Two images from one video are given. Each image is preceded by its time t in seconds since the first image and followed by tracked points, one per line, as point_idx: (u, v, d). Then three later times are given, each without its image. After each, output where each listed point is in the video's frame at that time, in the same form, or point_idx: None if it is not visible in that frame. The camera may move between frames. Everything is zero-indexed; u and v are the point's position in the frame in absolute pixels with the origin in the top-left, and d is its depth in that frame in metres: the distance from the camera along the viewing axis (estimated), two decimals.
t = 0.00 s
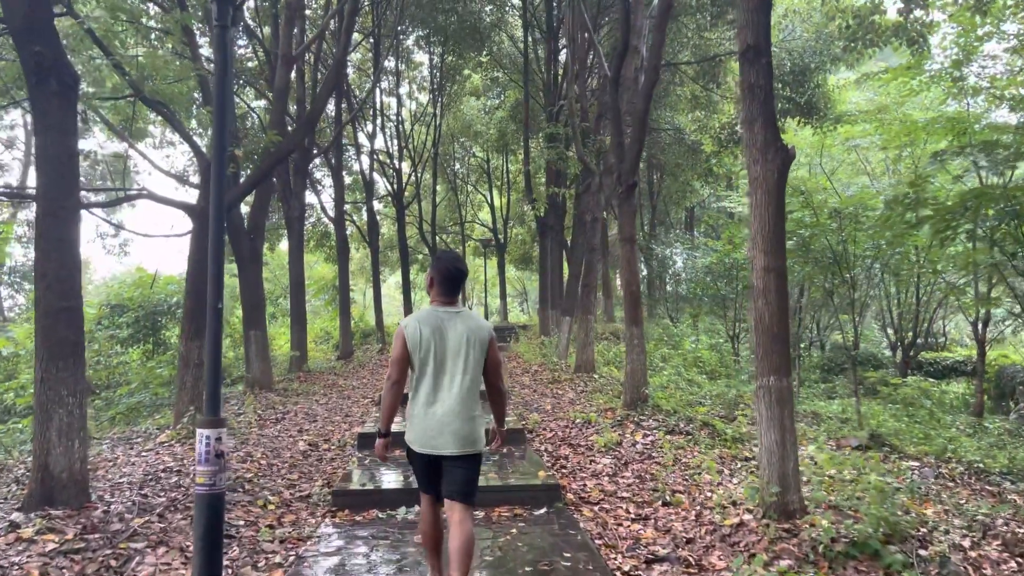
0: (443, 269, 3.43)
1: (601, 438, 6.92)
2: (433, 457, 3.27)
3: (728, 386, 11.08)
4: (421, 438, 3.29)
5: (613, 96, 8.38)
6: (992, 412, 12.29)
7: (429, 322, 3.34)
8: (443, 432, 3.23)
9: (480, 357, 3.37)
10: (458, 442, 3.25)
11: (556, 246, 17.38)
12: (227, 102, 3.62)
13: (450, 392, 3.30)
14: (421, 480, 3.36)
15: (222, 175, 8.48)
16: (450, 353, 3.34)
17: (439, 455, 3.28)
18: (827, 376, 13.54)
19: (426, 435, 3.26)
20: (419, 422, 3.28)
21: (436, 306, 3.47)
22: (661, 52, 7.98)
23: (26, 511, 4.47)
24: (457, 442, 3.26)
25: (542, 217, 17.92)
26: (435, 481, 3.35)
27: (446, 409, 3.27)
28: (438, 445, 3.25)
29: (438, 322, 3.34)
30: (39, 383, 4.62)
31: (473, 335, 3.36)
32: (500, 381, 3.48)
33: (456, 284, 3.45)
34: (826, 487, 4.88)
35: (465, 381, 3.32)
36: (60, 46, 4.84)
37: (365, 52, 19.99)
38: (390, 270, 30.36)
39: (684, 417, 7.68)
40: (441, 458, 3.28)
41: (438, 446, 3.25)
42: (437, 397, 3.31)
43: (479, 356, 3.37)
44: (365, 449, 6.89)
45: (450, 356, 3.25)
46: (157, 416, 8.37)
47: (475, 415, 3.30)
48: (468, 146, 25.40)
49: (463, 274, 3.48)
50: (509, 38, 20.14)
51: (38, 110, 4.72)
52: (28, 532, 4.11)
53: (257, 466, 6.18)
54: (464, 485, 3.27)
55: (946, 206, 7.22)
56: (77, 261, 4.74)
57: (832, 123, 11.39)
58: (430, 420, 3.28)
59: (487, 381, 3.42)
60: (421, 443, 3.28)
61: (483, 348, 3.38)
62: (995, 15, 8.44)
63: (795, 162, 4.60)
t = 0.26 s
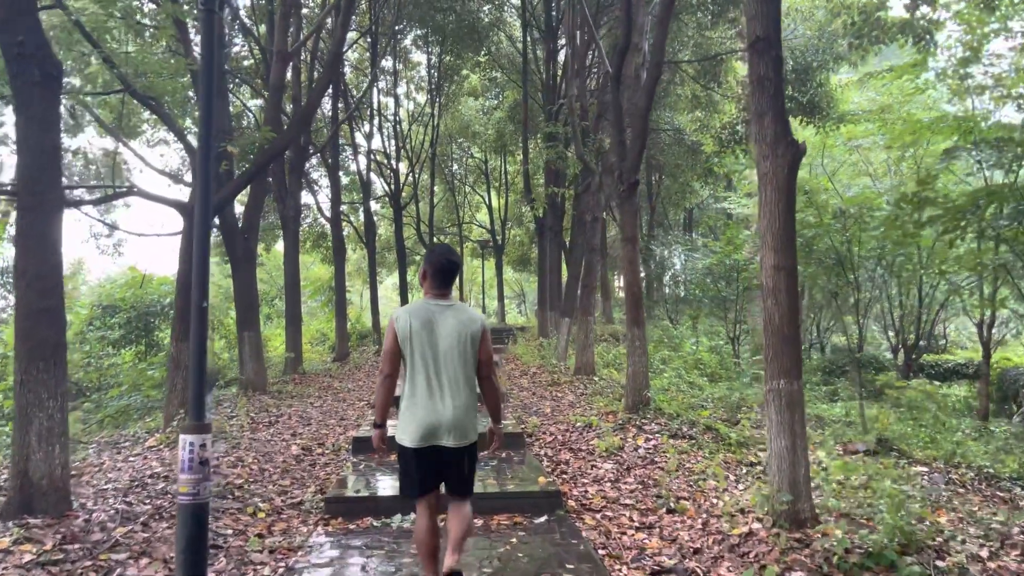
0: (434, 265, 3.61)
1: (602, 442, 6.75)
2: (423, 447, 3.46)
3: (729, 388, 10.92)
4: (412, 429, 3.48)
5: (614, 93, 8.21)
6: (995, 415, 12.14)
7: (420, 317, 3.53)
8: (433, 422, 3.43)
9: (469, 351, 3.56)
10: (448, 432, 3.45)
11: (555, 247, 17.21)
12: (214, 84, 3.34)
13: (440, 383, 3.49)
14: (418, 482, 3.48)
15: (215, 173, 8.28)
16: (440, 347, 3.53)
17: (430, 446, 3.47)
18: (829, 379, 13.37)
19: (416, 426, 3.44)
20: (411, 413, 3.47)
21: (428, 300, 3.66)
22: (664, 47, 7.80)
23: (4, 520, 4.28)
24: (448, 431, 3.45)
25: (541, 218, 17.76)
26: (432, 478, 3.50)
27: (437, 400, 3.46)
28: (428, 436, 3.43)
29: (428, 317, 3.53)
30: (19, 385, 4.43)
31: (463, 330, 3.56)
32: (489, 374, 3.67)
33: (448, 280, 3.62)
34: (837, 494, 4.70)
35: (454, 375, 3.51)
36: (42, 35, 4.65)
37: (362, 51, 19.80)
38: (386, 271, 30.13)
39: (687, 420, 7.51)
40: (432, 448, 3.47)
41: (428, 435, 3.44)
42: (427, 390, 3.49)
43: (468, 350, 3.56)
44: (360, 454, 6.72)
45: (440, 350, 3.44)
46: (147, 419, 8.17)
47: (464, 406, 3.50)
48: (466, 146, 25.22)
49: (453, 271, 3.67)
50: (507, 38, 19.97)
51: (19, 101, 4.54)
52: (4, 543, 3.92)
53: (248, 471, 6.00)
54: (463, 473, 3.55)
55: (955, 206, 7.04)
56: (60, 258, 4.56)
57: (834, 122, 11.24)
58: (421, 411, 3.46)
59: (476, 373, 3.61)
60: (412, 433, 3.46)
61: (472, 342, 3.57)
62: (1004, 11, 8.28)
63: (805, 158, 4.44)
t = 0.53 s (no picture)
0: (429, 272, 3.52)
1: (602, 449, 6.58)
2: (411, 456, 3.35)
3: (730, 393, 10.75)
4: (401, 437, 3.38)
5: (614, 92, 8.04)
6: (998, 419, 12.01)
7: (412, 323, 3.44)
8: (421, 431, 3.33)
9: (462, 359, 3.45)
10: (439, 443, 3.35)
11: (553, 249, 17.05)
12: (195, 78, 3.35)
13: (431, 392, 3.38)
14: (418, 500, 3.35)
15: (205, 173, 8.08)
16: (432, 355, 3.42)
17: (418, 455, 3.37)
18: (830, 382, 13.23)
19: (406, 435, 3.34)
20: (400, 421, 3.37)
21: (422, 306, 3.56)
22: (665, 45, 7.64)
23: None
24: (438, 442, 3.35)
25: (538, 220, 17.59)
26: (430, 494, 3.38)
27: (428, 409, 3.36)
28: (416, 445, 3.34)
29: (420, 324, 3.43)
30: None
31: (456, 338, 3.45)
32: (482, 384, 3.55)
33: (443, 286, 3.52)
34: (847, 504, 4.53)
35: (445, 384, 3.40)
36: (18, 27, 4.45)
37: (358, 51, 19.62)
38: (383, 273, 29.96)
39: (688, 426, 7.34)
40: (420, 457, 3.36)
41: (418, 445, 3.34)
42: (417, 398, 3.39)
43: (461, 358, 3.45)
44: (353, 461, 6.53)
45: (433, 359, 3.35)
46: (136, 425, 7.97)
47: (455, 416, 3.39)
48: (462, 147, 25.07)
49: (449, 277, 3.56)
50: (504, 38, 19.82)
51: None
52: None
53: (238, 480, 5.80)
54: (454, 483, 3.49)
55: (964, 206, 6.85)
56: (36, 260, 4.36)
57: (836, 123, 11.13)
58: (411, 420, 3.36)
59: (469, 382, 3.50)
60: (400, 442, 3.37)
61: (465, 350, 3.46)
62: (1008, 9, 8.16)
63: (814, 156, 4.27)
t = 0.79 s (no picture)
0: (427, 278, 3.50)
1: (601, 454, 6.41)
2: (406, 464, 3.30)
3: (731, 395, 10.59)
4: (397, 445, 3.33)
5: (614, 88, 7.87)
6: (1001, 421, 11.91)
7: (410, 330, 3.41)
8: (417, 438, 3.29)
9: (459, 367, 3.42)
10: (434, 452, 3.31)
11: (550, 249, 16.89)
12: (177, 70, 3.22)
13: (427, 400, 3.34)
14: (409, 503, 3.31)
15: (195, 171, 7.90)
16: (429, 362, 3.39)
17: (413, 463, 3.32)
18: (830, 384, 13.11)
19: (401, 443, 3.29)
20: (396, 428, 3.33)
21: (420, 314, 3.53)
22: (665, 40, 7.49)
23: None
24: (433, 451, 3.31)
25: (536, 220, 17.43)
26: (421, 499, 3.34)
27: (423, 417, 3.32)
28: (411, 452, 3.29)
29: (418, 330, 3.40)
30: None
31: (454, 345, 3.42)
32: (479, 393, 3.51)
33: (442, 294, 3.50)
34: (857, 512, 4.37)
35: (442, 391, 3.36)
36: None
37: (354, 49, 19.44)
38: (379, 273, 29.77)
39: (690, 429, 7.18)
40: (415, 465, 3.31)
41: (413, 453, 3.29)
42: (414, 405, 3.35)
43: (458, 366, 3.42)
44: (347, 467, 6.35)
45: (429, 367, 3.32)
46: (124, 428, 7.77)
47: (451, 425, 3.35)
48: (459, 147, 24.91)
49: (448, 285, 3.53)
50: (501, 37, 19.66)
51: None
52: None
53: (227, 486, 5.62)
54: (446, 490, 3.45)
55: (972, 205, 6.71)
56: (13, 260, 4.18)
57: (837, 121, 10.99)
58: (406, 428, 3.32)
59: (466, 391, 3.46)
60: (396, 449, 3.32)
61: (463, 358, 3.43)
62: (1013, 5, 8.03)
63: (823, 151, 4.11)
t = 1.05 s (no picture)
0: (423, 270, 3.67)
1: (602, 454, 6.25)
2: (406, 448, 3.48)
3: (733, 394, 10.44)
4: (397, 430, 3.51)
5: (613, 81, 7.71)
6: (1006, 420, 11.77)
7: (407, 320, 3.58)
8: (416, 423, 3.46)
9: (454, 355, 3.59)
10: (432, 436, 3.47)
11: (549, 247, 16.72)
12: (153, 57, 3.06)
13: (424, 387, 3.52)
14: (399, 489, 3.55)
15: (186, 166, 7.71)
16: (426, 350, 3.56)
17: (412, 447, 3.49)
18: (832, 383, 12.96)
19: (400, 428, 3.47)
20: (396, 413, 3.51)
21: (415, 304, 3.69)
22: (666, 31, 7.31)
23: None
24: (432, 435, 3.48)
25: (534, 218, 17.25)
26: (411, 486, 3.56)
27: (422, 403, 3.50)
28: (410, 437, 3.46)
29: (415, 321, 3.57)
30: None
31: (449, 334, 3.59)
32: (473, 379, 3.69)
33: (436, 285, 3.66)
34: (868, 516, 4.21)
35: (439, 378, 3.54)
36: None
37: (351, 46, 19.26)
38: (377, 272, 29.56)
39: (692, 429, 7.03)
40: (414, 449, 3.49)
41: (412, 437, 3.47)
42: (412, 392, 3.53)
43: (453, 354, 3.59)
44: (340, 468, 6.17)
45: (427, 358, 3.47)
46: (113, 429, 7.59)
47: (448, 409, 3.52)
48: (457, 144, 24.74)
49: (442, 277, 3.71)
50: (499, 33, 19.49)
51: None
52: None
53: (216, 489, 5.44)
54: (442, 484, 3.52)
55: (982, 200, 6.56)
56: None
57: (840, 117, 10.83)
58: (405, 412, 3.50)
59: (461, 377, 3.63)
60: (396, 434, 3.50)
61: (458, 346, 3.60)
62: None
63: (832, 140, 3.96)
